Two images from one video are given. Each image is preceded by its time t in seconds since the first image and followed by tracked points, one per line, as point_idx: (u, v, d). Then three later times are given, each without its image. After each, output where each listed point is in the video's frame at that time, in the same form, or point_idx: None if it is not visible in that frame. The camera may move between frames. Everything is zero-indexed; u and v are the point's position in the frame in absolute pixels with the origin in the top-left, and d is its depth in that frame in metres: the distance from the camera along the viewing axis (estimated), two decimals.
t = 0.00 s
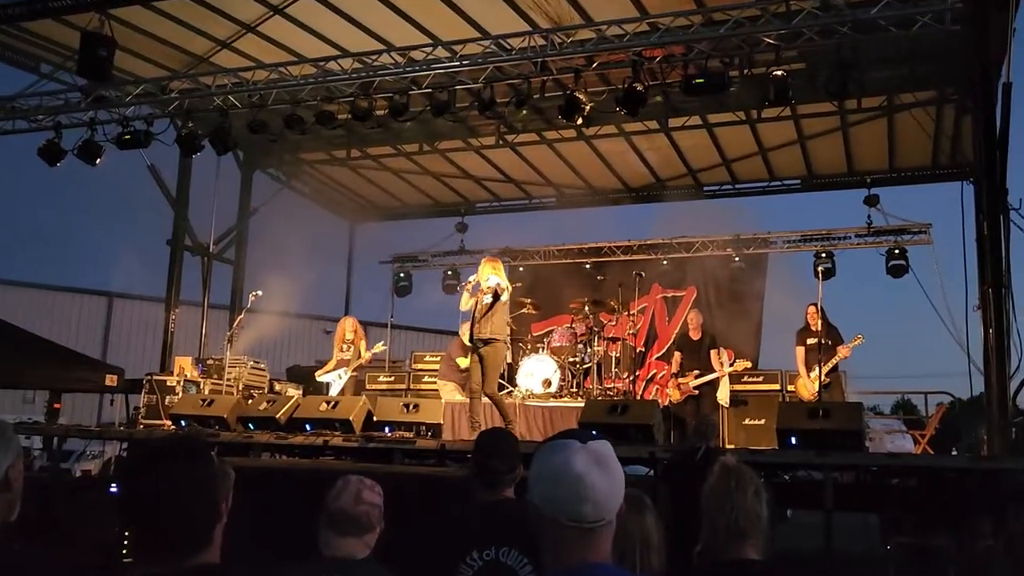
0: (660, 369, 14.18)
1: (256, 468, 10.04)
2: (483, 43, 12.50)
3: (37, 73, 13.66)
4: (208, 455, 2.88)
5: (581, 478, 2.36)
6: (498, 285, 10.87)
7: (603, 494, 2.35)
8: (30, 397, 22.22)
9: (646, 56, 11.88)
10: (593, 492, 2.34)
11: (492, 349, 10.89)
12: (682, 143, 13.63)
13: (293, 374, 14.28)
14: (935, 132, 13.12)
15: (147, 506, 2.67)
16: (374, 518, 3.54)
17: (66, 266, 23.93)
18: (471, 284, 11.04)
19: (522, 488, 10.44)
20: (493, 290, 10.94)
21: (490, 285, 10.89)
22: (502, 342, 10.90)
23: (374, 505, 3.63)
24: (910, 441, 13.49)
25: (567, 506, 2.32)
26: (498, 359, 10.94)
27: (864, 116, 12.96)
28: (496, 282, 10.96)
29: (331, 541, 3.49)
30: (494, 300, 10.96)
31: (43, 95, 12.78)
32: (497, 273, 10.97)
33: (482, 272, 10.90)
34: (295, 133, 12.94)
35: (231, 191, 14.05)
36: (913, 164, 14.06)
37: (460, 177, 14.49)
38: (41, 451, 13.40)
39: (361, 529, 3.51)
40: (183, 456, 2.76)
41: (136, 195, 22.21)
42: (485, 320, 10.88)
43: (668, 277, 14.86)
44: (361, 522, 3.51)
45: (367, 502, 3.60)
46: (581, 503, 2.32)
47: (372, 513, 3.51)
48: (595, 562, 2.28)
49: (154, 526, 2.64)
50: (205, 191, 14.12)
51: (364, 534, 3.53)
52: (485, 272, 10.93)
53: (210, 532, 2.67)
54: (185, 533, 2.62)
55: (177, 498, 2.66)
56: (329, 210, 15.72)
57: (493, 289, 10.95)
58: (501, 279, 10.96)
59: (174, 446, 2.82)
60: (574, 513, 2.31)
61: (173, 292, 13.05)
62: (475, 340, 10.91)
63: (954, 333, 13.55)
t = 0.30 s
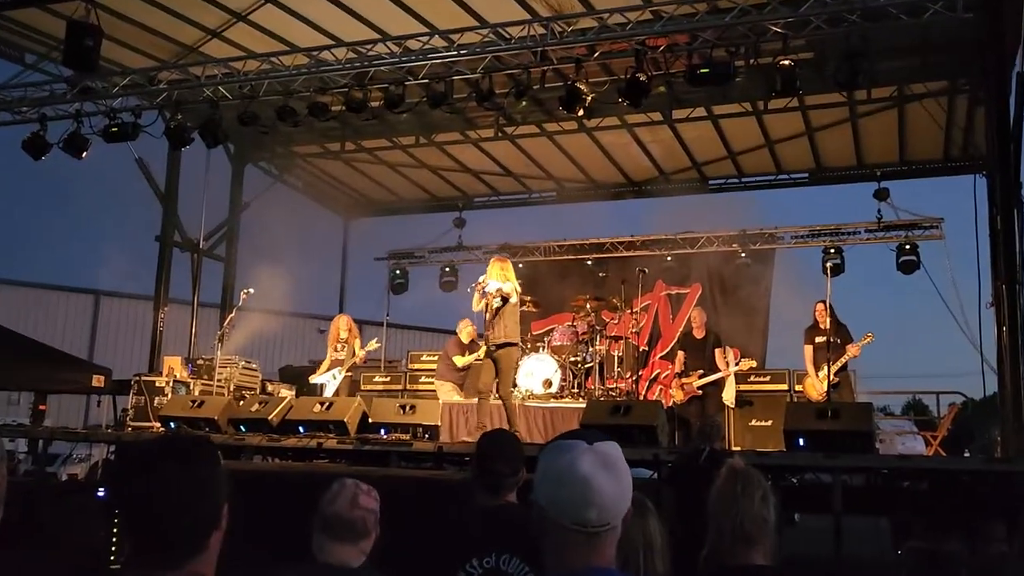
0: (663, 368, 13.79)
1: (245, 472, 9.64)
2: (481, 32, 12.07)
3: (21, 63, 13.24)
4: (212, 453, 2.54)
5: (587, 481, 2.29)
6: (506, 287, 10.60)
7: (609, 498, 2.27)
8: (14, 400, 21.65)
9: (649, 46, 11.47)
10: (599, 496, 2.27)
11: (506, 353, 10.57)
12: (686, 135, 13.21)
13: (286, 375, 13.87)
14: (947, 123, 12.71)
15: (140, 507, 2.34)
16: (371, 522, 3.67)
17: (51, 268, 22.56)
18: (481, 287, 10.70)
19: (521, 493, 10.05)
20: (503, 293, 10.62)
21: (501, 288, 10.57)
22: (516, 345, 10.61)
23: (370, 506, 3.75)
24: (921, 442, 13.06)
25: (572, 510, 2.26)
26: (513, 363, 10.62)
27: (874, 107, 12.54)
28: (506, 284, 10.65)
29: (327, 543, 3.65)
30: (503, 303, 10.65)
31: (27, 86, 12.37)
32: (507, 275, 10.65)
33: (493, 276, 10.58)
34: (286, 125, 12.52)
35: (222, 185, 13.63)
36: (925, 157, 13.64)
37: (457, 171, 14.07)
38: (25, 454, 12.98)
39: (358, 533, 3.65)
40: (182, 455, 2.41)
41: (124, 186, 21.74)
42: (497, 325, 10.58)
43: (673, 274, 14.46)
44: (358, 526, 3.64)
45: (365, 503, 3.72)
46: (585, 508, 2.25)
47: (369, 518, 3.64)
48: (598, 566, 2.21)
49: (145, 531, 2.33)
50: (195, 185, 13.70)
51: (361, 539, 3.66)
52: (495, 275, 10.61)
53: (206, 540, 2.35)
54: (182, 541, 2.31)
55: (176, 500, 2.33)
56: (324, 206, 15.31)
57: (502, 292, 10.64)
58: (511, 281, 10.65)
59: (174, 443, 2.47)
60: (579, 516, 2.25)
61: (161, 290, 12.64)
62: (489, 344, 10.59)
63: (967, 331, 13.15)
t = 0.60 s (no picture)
0: (667, 368, 13.32)
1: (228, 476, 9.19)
2: (478, 19, 11.59)
3: (2, 52, 12.75)
4: (212, 452, 2.26)
5: (591, 482, 2.08)
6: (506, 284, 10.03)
7: (615, 500, 2.07)
8: None
9: (653, 32, 10.98)
10: (605, 498, 2.06)
11: (507, 351, 10.10)
12: (691, 126, 12.72)
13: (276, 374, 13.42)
14: (962, 112, 12.22)
15: (132, 509, 2.09)
16: (365, 535, 3.29)
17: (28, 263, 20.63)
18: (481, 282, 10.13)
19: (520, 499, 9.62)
20: (503, 291, 10.08)
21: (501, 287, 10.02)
22: (518, 343, 10.13)
23: (365, 512, 3.37)
24: (935, 444, 12.56)
25: (575, 512, 2.05)
26: (512, 362, 10.14)
27: (886, 97, 12.05)
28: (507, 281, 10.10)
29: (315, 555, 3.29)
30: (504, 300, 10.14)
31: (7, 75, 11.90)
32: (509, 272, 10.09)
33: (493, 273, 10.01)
34: (277, 115, 12.06)
35: (210, 177, 13.16)
36: (939, 148, 13.16)
37: (454, 163, 13.59)
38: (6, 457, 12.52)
39: (350, 546, 3.28)
40: (175, 451, 2.16)
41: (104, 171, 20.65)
42: (496, 322, 10.12)
43: (677, 269, 13.91)
44: (350, 538, 3.27)
45: (360, 513, 3.31)
46: (589, 509, 2.04)
47: (363, 532, 3.25)
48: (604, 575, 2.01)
49: (138, 535, 2.08)
50: (182, 177, 13.23)
51: (353, 549, 3.31)
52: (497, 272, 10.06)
53: (204, 545, 2.10)
54: (179, 543, 2.06)
55: (170, 499, 2.08)
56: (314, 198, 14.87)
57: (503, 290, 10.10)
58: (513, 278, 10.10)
59: (167, 442, 2.21)
60: (584, 518, 2.04)
61: (147, 286, 12.19)
62: (489, 342, 10.17)
63: (983, 330, 12.69)
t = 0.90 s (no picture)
0: (671, 367, 12.84)
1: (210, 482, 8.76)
2: (474, 5, 11.10)
3: None
4: (201, 450, 2.17)
5: (593, 487, 2.04)
6: (500, 287, 9.72)
7: (618, 504, 2.04)
8: None
9: (657, 19, 10.49)
10: (607, 501, 2.02)
11: (499, 353, 9.66)
12: (696, 116, 12.25)
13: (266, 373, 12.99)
14: (977, 102, 11.73)
15: (118, 510, 2.01)
16: (347, 537, 2.99)
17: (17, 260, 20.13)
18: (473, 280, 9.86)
19: (518, 504, 9.20)
20: (496, 291, 9.76)
21: (493, 285, 9.69)
22: (512, 345, 9.69)
23: (345, 512, 3.05)
24: (948, 446, 12.11)
25: (576, 516, 2.02)
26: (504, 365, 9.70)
27: (899, 86, 11.56)
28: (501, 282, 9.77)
29: (294, 560, 3.00)
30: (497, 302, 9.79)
31: None
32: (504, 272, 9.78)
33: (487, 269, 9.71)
34: (265, 105, 11.59)
35: (196, 169, 12.68)
36: (954, 139, 12.68)
37: (450, 155, 13.11)
38: None
39: (331, 550, 2.97)
40: (162, 452, 2.06)
41: (94, 164, 19.61)
42: (487, 323, 9.70)
43: (681, 265, 13.49)
44: (332, 542, 2.96)
45: (343, 513, 3.01)
46: (592, 514, 2.01)
47: (344, 532, 2.94)
48: None
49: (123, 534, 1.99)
50: (167, 170, 12.75)
51: (336, 550, 3.01)
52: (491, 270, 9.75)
53: (192, 551, 2.01)
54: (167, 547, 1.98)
55: (154, 499, 2.00)
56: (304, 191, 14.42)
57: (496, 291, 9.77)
58: (508, 280, 9.76)
59: (154, 442, 2.12)
60: (585, 523, 2.01)
61: (132, 282, 11.74)
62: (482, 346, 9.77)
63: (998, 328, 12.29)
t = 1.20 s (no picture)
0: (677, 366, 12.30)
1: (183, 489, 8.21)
2: None
3: None
4: (183, 454, 2.21)
5: (602, 491, 1.94)
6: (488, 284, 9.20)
7: (629, 510, 1.95)
8: None
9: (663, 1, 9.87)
10: (618, 507, 1.93)
11: (486, 352, 9.16)
12: (704, 104, 11.64)
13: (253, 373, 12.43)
14: (999, 88, 11.12)
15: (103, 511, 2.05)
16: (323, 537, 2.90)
17: None
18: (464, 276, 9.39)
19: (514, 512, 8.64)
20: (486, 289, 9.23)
21: (480, 284, 9.16)
22: (497, 344, 9.15)
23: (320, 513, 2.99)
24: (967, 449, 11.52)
25: (585, 522, 1.92)
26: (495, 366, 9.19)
27: (916, 71, 10.94)
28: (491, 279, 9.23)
29: (268, 566, 2.91)
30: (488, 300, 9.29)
31: None
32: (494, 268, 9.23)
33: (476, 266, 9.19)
34: (250, 91, 11.00)
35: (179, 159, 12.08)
36: (974, 127, 12.07)
37: (445, 144, 12.50)
38: None
39: (306, 551, 2.88)
40: (139, 453, 2.10)
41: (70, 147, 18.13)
42: (477, 323, 9.22)
43: (688, 259, 12.81)
44: (307, 542, 2.88)
45: (316, 514, 2.93)
46: (601, 520, 1.91)
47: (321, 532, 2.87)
48: None
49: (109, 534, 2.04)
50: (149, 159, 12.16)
51: (312, 554, 2.92)
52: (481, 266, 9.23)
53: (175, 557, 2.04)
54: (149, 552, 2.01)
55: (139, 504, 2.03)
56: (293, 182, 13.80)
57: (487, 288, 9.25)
58: (499, 278, 9.20)
59: (134, 445, 2.16)
60: (595, 530, 1.92)
61: (110, 278, 11.16)
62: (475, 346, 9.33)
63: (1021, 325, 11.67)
